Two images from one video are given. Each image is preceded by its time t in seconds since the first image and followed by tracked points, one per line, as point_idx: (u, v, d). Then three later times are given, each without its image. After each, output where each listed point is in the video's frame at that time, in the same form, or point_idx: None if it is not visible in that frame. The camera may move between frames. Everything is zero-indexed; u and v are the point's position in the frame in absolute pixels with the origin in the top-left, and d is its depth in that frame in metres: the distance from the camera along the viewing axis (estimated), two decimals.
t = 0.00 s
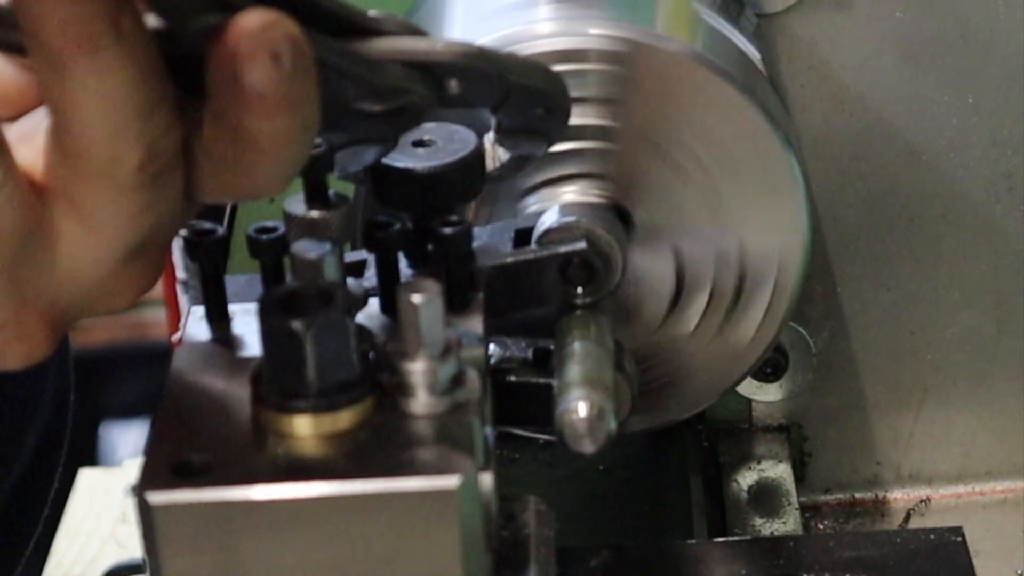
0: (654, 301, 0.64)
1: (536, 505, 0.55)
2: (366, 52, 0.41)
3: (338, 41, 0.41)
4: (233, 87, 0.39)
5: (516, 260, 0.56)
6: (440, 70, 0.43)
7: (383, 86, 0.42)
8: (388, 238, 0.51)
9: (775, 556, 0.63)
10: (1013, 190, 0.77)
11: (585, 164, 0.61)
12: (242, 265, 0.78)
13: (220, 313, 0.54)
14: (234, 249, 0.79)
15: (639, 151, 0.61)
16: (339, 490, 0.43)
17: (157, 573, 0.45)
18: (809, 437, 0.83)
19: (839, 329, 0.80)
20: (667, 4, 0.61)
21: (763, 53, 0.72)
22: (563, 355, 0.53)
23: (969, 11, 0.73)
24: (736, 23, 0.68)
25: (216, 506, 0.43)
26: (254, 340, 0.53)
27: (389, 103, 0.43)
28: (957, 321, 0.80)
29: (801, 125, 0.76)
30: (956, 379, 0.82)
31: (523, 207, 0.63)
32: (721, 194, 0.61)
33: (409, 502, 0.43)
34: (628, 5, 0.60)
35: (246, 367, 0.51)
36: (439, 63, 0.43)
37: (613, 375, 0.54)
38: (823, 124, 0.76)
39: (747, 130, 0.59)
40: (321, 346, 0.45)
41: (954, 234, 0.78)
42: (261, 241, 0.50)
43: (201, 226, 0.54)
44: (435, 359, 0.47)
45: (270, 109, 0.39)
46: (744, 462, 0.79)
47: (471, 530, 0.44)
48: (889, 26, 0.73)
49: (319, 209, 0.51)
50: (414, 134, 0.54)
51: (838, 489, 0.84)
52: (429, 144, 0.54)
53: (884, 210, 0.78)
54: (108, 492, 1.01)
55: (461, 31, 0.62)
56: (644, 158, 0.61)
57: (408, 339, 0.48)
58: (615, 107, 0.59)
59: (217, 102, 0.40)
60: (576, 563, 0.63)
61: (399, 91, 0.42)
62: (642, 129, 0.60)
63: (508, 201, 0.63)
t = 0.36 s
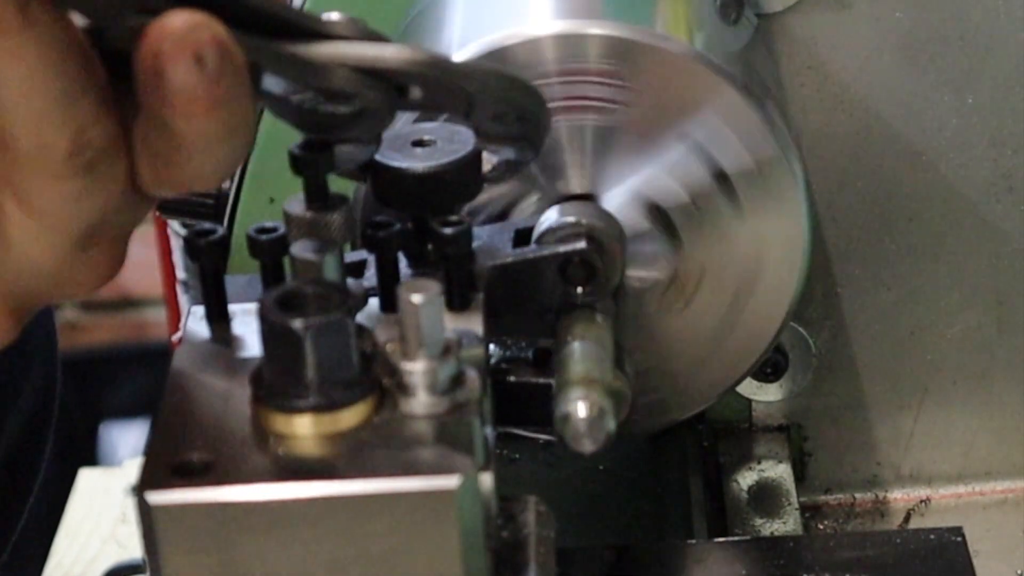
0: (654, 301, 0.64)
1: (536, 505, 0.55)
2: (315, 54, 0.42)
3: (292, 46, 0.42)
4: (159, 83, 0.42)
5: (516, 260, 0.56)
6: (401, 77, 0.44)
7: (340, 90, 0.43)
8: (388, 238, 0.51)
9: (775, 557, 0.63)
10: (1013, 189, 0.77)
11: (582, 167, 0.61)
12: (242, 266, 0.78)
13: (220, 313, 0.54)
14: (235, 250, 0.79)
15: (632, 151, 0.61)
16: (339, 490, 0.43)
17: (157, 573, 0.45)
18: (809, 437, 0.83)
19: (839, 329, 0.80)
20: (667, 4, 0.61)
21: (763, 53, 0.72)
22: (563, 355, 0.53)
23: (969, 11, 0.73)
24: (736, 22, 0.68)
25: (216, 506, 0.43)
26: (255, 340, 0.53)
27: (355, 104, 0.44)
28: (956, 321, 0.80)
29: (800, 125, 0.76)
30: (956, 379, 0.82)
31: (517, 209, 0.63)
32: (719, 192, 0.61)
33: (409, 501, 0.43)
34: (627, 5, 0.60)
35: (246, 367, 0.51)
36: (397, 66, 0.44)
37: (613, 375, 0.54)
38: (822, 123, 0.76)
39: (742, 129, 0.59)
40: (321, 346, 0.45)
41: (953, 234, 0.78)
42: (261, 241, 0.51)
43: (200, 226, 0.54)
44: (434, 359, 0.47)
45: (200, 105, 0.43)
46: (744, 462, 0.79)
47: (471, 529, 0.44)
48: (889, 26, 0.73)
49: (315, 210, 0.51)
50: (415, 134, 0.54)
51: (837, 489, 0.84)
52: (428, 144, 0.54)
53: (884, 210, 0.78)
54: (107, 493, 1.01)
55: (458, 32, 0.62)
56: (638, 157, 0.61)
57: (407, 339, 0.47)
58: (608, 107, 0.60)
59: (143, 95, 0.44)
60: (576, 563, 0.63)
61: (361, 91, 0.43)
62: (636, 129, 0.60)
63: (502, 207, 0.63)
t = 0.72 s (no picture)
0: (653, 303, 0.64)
1: (536, 505, 0.55)
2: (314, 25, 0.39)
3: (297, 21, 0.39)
4: (124, 96, 0.45)
5: (516, 261, 0.56)
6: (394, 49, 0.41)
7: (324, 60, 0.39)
8: (389, 237, 0.51)
9: (775, 556, 0.63)
10: (1013, 189, 0.77)
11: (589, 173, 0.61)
12: (242, 266, 0.79)
13: (220, 313, 0.54)
14: (235, 250, 0.79)
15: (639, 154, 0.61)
16: (339, 490, 0.43)
17: (157, 573, 0.45)
18: (809, 437, 0.83)
19: (839, 329, 0.80)
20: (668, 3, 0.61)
21: (763, 53, 0.72)
22: (563, 355, 0.53)
23: (970, 10, 0.73)
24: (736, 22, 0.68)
25: (216, 506, 0.43)
26: (255, 339, 0.53)
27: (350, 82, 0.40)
28: (956, 321, 0.80)
29: (800, 125, 0.76)
30: (956, 379, 0.82)
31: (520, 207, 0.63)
32: (723, 193, 0.61)
33: (408, 501, 0.43)
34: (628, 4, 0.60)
35: (247, 367, 0.51)
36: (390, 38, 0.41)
37: (613, 375, 0.54)
38: (822, 123, 0.76)
39: (743, 131, 0.59)
40: (322, 346, 0.45)
41: (953, 235, 0.78)
42: (261, 240, 0.51)
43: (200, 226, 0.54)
44: (434, 359, 0.47)
45: (166, 113, 0.46)
46: (744, 462, 0.79)
47: (471, 529, 0.44)
48: (888, 26, 0.73)
49: (318, 208, 0.50)
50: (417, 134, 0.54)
51: (837, 489, 0.84)
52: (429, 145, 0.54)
53: (884, 210, 0.78)
54: (108, 493, 1.01)
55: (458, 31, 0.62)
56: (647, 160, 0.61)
57: (407, 339, 0.48)
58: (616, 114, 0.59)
59: (111, 104, 0.46)
60: (576, 563, 0.63)
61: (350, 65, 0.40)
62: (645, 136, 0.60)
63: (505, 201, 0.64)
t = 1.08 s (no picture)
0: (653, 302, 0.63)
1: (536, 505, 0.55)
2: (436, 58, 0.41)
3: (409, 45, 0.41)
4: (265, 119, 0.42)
5: (516, 260, 0.56)
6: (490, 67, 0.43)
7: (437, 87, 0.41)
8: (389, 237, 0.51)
9: (776, 556, 0.63)
10: (1013, 189, 0.77)
11: (588, 164, 0.62)
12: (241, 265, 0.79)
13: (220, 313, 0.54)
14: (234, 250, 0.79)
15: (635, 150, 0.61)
16: (338, 490, 0.43)
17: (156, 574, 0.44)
18: (809, 437, 0.83)
19: (839, 329, 0.80)
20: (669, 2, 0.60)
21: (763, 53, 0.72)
22: (563, 356, 0.53)
23: (969, 11, 0.73)
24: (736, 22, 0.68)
25: (216, 507, 0.43)
26: (254, 340, 0.53)
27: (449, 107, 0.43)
28: (956, 321, 0.80)
29: (801, 126, 0.76)
30: (956, 379, 0.82)
31: (523, 208, 0.62)
32: (723, 184, 0.61)
33: (408, 501, 0.43)
34: (629, 5, 0.59)
35: (247, 367, 0.51)
36: (487, 63, 0.43)
37: (613, 375, 0.54)
38: (822, 124, 0.76)
39: (744, 128, 0.59)
40: (320, 346, 0.45)
41: (953, 235, 0.78)
42: (261, 241, 0.50)
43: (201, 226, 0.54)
44: (434, 359, 0.47)
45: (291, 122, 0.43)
46: (744, 462, 0.79)
47: (471, 529, 0.44)
48: (888, 26, 0.73)
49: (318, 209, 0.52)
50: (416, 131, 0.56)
51: (837, 489, 0.84)
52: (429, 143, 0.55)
53: (884, 210, 0.78)
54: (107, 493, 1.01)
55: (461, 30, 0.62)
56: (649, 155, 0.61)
57: (408, 340, 0.48)
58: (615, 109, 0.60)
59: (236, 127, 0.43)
60: (576, 563, 0.63)
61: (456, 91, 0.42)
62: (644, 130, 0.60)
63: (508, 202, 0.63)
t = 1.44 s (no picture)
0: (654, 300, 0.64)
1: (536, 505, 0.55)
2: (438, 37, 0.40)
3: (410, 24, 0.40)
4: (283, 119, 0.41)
5: (515, 261, 0.57)
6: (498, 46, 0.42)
7: (443, 70, 0.40)
8: (388, 237, 0.51)
9: (776, 557, 0.63)
10: (1013, 190, 0.77)
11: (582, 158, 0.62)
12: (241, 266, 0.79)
13: (219, 313, 0.54)
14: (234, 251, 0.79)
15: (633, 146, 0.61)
16: (339, 490, 0.43)
17: (156, 574, 0.45)
18: (809, 437, 0.83)
19: (839, 329, 0.80)
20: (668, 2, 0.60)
21: (763, 53, 0.72)
22: (562, 356, 0.53)
23: (970, 11, 0.73)
24: (736, 22, 0.68)
25: (216, 507, 0.43)
26: (254, 339, 0.53)
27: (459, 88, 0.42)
28: (956, 321, 0.80)
29: (801, 126, 0.76)
30: (956, 379, 0.82)
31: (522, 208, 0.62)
32: (719, 181, 0.61)
33: (408, 501, 0.43)
34: (628, 5, 0.60)
35: (246, 367, 0.51)
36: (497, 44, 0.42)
37: (613, 375, 0.54)
38: (823, 123, 0.76)
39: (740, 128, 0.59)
40: (320, 346, 0.45)
41: (954, 235, 0.79)
42: (260, 241, 0.51)
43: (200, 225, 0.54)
44: (434, 359, 0.47)
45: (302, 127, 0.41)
46: (744, 462, 0.79)
47: (471, 529, 0.44)
48: (889, 26, 0.73)
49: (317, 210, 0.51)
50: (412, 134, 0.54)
51: (837, 489, 0.84)
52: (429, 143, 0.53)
53: (884, 210, 0.78)
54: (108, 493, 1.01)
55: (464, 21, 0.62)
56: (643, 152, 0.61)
57: (407, 339, 0.48)
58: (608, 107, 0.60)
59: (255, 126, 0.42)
60: (576, 564, 0.63)
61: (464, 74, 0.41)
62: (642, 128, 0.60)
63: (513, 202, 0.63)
